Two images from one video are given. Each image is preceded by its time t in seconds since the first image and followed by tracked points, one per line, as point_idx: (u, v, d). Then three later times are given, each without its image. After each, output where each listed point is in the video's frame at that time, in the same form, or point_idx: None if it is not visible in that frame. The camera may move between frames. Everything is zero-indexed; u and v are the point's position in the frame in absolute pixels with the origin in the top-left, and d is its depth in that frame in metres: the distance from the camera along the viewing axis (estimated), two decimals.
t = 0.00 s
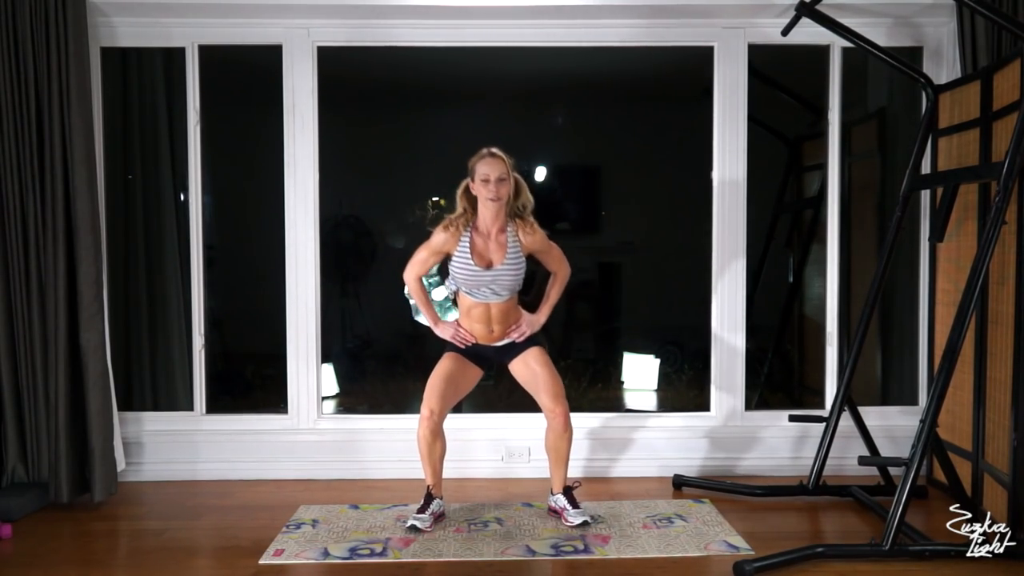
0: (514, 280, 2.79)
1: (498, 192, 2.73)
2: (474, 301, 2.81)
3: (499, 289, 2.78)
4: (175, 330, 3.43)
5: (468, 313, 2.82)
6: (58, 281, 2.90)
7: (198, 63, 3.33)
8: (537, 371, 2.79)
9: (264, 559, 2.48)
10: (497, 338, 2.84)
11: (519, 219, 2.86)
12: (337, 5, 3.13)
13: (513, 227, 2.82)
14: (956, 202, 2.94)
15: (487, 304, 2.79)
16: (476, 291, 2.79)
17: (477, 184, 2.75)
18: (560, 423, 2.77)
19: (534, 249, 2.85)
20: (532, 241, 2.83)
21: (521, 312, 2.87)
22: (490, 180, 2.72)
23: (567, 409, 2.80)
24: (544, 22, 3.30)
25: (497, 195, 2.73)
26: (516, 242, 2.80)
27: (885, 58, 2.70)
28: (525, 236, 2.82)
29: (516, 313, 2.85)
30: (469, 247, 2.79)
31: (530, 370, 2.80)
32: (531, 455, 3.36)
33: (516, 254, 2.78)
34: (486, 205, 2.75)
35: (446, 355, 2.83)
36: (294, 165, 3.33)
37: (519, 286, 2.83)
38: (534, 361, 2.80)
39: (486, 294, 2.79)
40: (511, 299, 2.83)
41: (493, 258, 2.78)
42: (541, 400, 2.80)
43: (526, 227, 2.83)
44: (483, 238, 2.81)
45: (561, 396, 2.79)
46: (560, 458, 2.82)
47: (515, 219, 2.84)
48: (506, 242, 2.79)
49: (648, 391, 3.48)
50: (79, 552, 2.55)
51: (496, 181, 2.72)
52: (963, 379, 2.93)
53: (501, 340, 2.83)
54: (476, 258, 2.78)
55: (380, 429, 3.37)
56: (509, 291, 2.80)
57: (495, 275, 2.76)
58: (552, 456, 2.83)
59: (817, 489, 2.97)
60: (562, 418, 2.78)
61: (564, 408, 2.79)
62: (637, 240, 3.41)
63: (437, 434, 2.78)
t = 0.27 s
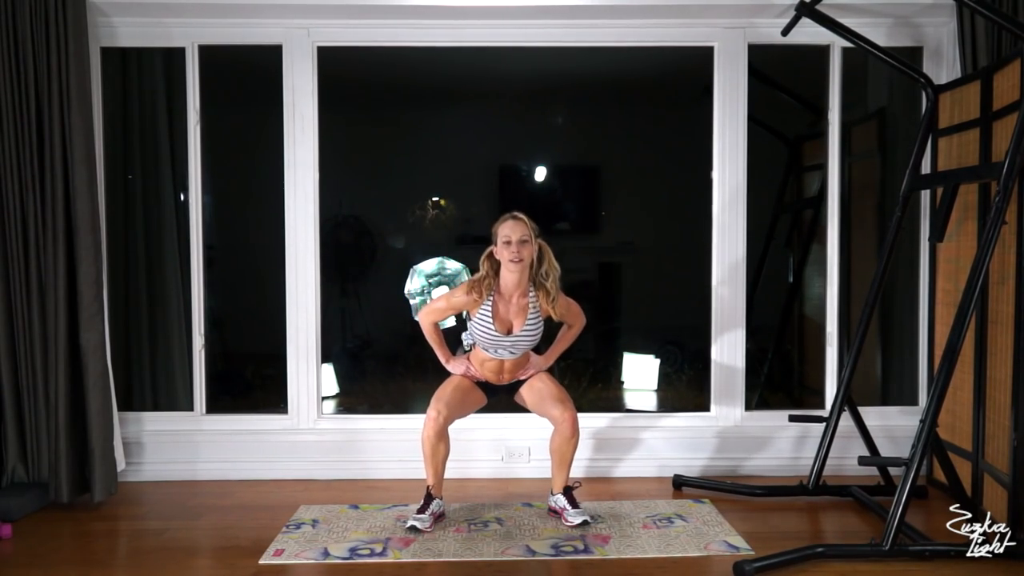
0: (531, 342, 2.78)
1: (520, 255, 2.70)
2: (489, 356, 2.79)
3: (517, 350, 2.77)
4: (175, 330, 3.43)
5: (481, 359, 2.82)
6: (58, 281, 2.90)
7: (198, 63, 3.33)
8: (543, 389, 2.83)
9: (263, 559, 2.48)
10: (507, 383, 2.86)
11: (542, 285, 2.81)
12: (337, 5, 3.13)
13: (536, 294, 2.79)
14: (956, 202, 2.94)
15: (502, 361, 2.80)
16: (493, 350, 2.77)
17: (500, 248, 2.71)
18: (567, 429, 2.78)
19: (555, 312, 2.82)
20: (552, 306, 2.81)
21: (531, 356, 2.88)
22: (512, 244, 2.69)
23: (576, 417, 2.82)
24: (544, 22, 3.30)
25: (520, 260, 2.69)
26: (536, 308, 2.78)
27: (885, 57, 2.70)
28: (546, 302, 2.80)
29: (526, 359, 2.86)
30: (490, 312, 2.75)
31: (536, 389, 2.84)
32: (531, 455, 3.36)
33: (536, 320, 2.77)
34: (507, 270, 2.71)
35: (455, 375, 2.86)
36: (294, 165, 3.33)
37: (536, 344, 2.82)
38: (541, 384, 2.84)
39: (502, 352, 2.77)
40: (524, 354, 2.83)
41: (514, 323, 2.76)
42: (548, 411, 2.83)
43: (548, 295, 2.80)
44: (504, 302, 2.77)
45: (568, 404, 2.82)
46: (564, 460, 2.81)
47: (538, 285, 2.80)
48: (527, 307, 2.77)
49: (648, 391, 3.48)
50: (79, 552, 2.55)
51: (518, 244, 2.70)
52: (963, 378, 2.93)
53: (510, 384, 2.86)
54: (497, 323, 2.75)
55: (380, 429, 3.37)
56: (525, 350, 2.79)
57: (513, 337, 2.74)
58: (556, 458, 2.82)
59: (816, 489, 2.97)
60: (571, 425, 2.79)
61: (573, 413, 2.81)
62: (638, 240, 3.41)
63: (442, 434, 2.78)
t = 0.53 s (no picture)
0: (544, 312, 2.77)
1: (537, 219, 2.70)
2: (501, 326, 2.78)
3: (529, 319, 2.76)
4: (175, 330, 3.43)
5: (492, 329, 2.81)
6: (58, 281, 2.90)
7: (198, 63, 3.33)
8: (548, 382, 2.81)
9: (264, 559, 2.48)
10: (514, 357, 2.84)
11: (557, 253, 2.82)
12: (337, 5, 3.13)
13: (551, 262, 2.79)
14: (956, 202, 2.94)
15: (513, 330, 2.78)
16: (505, 319, 2.76)
17: (517, 212, 2.72)
18: (569, 431, 2.78)
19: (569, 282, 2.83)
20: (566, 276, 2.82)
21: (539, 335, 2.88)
22: (529, 208, 2.70)
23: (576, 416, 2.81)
24: (544, 22, 3.30)
25: (537, 224, 2.70)
26: (551, 278, 2.78)
27: (885, 58, 2.70)
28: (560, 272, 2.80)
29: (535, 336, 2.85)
30: (506, 276, 2.76)
31: (541, 381, 2.81)
32: (531, 455, 3.36)
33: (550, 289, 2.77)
34: (524, 233, 2.72)
35: (461, 364, 2.82)
36: (294, 165, 3.33)
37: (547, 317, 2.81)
38: (547, 375, 2.81)
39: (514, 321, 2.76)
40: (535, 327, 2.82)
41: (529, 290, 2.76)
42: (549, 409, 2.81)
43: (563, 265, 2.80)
44: (520, 267, 2.78)
45: (570, 403, 2.80)
46: (564, 462, 2.82)
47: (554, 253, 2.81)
48: (543, 274, 2.77)
49: (648, 391, 3.48)
50: (79, 552, 2.56)
51: (535, 209, 2.70)
52: (963, 379, 2.93)
53: (515, 362, 2.85)
54: (512, 289, 2.75)
55: (380, 428, 3.37)
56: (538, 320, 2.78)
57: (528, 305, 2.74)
58: (556, 459, 2.83)
59: (816, 489, 2.97)
60: (571, 426, 2.78)
61: (573, 414, 2.80)
62: (638, 240, 3.41)
63: (450, 434, 2.77)
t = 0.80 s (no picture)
0: (580, 238, 2.77)
1: (569, 145, 2.74)
2: (537, 250, 2.77)
3: (565, 244, 2.76)
4: (175, 330, 3.43)
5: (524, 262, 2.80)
6: (58, 281, 2.90)
7: (198, 63, 3.33)
8: (560, 365, 2.76)
9: (264, 559, 2.48)
10: (542, 301, 2.78)
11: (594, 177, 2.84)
12: (337, 5, 3.13)
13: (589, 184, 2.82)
14: (956, 202, 2.94)
15: (549, 256, 2.77)
16: (541, 242, 2.76)
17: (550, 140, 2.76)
18: (567, 425, 2.78)
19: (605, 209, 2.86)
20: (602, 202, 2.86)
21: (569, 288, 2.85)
22: (562, 135, 2.73)
23: (575, 410, 2.80)
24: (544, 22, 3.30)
25: (570, 150, 2.73)
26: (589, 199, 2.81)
27: (885, 58, 2.70)
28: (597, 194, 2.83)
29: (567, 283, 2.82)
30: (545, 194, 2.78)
31: (554, 361, 2.76)
32: (531, 455, 3.36)
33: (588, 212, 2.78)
34: (561, 155, 2.75)
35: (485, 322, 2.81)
36: (294, 165, 3.33)
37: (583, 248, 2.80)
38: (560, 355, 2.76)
39: (551, 245, 2.76)
40: (569, 261, 2.80)
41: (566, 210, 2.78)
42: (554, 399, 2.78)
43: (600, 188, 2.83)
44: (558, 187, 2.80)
45: (573, 399, 2.78)
46: (565, 459, 2.81)
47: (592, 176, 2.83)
48: (581, 194, 2.80)
49: (648, 391, 3.47)
50: (79, 552, 2.56)
51: (567, 135, 2.74)
52: (963, 379, 2.93)
53: (543, 308, 2.78)
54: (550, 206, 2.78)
55: (380, 429, 3.37)
56: (574, 247, 2.78)
57: (565, 229, 2.74)
58: (556, 456, 2.82)
59: (816, 489, 2.97)
60: (570, 420, 2.78)
61: (574, 410, 2.79)
62: (638, 240, 3.41)
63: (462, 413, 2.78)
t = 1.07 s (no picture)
0: (603, 218, 2.76)
1: (586, 131, 2.72)
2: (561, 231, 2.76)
3: (588, 224, 2.74)
4: (175, 330, 3.43)
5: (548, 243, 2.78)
6: (58, 281, 2.90)
7: (198, 63, 3.33)
8: (560, 357, 2.75)
9: (263, 559, 2.47)
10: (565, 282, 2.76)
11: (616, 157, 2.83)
12: (336, 5, 3.13)
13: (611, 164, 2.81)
14: (956, 202, 2.94)
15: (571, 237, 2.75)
16: (564, 222, 2.75)
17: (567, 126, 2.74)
18: (562, 421, 2.80)
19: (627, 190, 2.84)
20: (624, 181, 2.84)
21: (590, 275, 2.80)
22: (578, 121, 2.72)
23: (572, 406, 2.81)
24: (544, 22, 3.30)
25: (587, 135, 2.71)
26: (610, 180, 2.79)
27: (885, 57, 2.70)
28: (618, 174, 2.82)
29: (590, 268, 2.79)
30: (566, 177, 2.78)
31: (555, 352, 2.76)
32: (531, 455, 3.36)
33: (609, 192, 2.77)
34: (578, 141, 2.73)
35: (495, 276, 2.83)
36: (294, 165, 3.33)
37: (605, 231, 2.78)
38: (562, 347, 2.76)
39: (574, 224, 2.74)
40: (592, 245, 2.77)
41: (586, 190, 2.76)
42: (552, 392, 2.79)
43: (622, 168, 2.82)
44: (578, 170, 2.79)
45: (570, 399, 2.79)
46: (563, 456, 2.82)
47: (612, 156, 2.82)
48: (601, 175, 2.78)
49: (648, 391, 3.49)
50: (79, 552, 2.55)
51: (584, 120, 2.72)
52: (963, 379, 2.93)
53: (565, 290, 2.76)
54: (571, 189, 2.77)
55: (379, 429, 3.37)
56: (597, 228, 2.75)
57: (588, 207, 2.73)
58: (554, 452, 2.83)
59: (817, 489, 2.97)
60: (565, 414, 2.80)
61: (570, 408, 2.80)
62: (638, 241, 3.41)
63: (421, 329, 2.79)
